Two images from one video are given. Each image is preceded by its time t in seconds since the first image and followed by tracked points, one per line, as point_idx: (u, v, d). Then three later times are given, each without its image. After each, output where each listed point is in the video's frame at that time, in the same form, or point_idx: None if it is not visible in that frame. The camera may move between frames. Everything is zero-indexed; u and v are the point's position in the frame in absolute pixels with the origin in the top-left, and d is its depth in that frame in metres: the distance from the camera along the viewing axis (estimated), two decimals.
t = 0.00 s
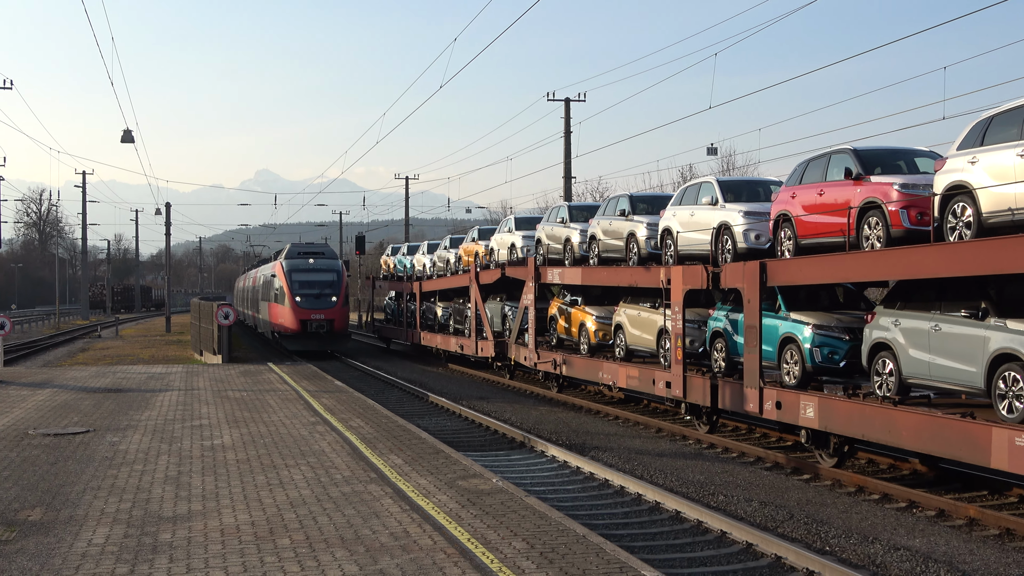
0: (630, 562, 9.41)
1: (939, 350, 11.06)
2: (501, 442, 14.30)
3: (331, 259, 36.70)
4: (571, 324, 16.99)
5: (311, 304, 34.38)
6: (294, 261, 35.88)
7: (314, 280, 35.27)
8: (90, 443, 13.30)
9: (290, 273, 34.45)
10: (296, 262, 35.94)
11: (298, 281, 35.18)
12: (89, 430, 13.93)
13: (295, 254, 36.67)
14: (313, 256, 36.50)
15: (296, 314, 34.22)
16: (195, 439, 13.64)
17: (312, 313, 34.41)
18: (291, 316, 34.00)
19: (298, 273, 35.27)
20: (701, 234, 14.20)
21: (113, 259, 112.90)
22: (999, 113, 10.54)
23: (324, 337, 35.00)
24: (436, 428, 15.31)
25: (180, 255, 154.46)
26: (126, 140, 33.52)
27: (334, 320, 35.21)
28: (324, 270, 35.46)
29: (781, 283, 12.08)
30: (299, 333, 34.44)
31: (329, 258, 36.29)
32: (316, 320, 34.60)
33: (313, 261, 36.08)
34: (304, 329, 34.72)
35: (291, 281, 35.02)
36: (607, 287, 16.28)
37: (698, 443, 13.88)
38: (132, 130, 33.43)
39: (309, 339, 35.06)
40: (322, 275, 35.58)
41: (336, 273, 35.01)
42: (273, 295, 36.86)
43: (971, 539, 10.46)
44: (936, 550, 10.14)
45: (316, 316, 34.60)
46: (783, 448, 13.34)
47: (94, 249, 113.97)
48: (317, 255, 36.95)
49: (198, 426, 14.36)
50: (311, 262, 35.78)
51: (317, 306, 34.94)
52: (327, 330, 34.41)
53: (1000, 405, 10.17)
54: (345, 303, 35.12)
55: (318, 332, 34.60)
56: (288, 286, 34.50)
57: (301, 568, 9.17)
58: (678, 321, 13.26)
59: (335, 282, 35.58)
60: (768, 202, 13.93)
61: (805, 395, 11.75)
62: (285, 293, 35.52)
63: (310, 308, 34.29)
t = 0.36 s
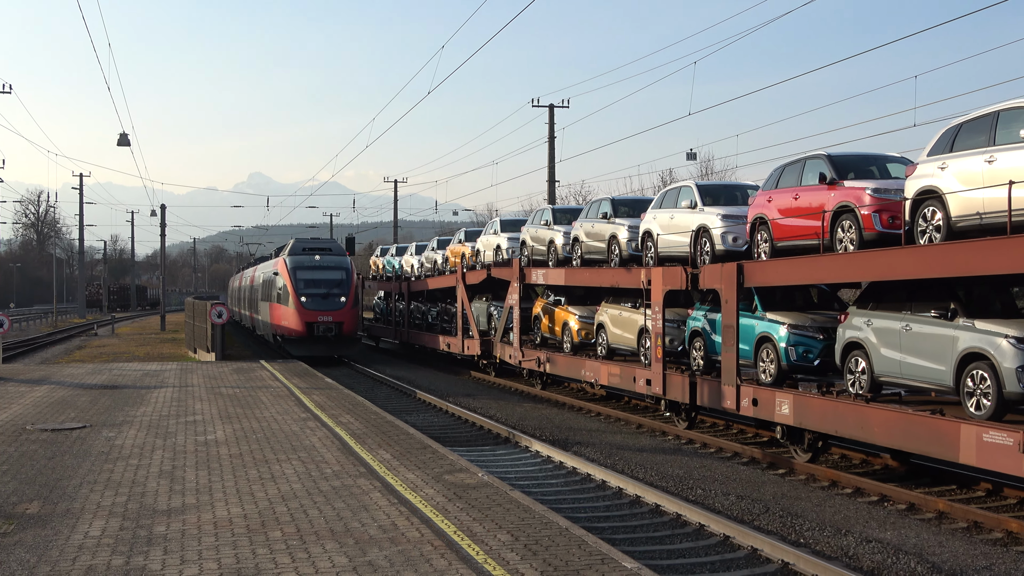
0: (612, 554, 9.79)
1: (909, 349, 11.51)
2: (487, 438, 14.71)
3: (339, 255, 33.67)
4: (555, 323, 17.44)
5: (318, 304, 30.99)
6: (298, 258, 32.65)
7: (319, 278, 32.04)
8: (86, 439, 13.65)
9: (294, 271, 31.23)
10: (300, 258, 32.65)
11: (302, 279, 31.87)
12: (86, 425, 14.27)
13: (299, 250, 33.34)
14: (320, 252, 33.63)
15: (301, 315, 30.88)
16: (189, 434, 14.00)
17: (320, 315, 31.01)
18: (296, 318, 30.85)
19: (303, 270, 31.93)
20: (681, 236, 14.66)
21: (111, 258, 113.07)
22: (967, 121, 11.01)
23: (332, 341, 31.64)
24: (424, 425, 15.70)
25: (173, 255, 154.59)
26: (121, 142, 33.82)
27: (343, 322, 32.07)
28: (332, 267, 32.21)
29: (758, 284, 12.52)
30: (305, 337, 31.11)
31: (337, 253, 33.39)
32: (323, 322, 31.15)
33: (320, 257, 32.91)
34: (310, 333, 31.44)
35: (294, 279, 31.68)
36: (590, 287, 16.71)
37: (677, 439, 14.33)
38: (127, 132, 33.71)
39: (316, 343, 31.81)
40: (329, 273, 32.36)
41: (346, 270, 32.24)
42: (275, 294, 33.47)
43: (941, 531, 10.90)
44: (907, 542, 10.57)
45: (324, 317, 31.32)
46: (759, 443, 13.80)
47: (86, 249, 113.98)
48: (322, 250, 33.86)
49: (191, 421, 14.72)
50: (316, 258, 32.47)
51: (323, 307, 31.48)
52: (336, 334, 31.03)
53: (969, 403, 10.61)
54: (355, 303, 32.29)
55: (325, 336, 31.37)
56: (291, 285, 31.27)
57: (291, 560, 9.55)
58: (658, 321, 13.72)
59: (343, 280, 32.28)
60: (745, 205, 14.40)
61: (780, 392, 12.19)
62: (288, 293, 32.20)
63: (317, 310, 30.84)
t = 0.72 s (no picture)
0: (592, 545, 10.17)
1: (879, 348, 11.97)
2: (473, 434, 15.13)
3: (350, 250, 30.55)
4: (539, 323, 17.89)
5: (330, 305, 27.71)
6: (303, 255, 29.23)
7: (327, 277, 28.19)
8: (82, 434, 14.01)
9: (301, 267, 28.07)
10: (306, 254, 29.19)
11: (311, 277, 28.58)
12: (81, 421, 14.63)
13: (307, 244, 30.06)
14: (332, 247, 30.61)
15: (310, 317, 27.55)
16: (182, 429, 14.38)
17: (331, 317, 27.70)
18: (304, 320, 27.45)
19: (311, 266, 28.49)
20: (660, 239, 15.14)
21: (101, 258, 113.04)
22: (936, 128, 11.49)
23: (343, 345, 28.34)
24: (412, 421, 16.11)
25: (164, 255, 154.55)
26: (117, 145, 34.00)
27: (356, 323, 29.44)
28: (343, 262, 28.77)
29: (735, 284, 12.97)
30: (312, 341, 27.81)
31: (347, 250, 29.61)
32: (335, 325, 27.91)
33: (328, 252, 29.46)
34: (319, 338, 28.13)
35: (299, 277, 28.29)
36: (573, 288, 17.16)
37: (657, 435, 14.80)
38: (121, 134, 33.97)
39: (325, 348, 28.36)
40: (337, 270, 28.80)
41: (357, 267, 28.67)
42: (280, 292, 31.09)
43: (910, 524, 11.36)
44: (877, 534, 11.01)
45: (334, 318, 28.06)
46: (735, 439, 14.28)
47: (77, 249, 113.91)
48: (330, 244, 30.36)
49: (184, 417, 15.09)
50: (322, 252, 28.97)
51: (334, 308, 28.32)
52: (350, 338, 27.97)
53: (938, 400, 11.05)
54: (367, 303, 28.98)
55: (336, 341, 28.02)
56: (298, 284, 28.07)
57: (282, 551, 9.95)
58: (639, 320, 14.18)
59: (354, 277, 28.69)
60: (722, 208, 14.89)
61: (755, 389, 12.64)
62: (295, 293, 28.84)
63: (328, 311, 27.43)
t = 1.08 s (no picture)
0: (566, 538, 10.57)
1: (843, 347, 12.47)
2: (451, 430, 15.58)
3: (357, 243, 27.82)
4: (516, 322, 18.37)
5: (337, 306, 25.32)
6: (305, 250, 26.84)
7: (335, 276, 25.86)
8: (70, 429, 14.36)
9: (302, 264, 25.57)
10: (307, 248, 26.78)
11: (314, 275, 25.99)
12: (68, 417, 14.98)
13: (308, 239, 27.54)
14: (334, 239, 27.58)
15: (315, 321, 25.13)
16: (168, 425, 14.75)
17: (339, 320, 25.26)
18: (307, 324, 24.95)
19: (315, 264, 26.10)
20: (632, 241, 15.65)
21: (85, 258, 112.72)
22: (898, 136, 12.00)
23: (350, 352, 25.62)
24: (392, 419, 16.54)
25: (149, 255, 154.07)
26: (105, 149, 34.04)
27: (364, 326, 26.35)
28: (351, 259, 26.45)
29: (705, 285, 13.44)
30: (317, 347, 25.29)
31: (353, 244, 27.20)
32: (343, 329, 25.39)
33: (332, 246, 27.08)
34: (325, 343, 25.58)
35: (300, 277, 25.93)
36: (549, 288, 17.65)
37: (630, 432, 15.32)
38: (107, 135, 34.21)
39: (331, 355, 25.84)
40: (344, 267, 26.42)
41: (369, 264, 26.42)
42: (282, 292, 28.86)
43: (871, 516, 11.86)
44: (839, 526, 11.50)
45: (341, 322, 25.41)
46: (704, 435, 14.82)
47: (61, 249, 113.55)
48: (335, 238, 27.85)
49: (170, 414, 15.46)
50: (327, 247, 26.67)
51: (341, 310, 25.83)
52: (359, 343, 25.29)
53: (899, 397, 11.53)
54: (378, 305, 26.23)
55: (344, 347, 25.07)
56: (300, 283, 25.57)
57: (264, 544, 10.35)
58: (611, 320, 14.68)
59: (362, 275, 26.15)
60: (691, 212, 15.42)
61: (723, 387, 13.13)
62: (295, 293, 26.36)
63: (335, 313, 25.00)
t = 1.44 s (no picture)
0: (535, 530, 10.95)
1: (802, 346, 13.00)
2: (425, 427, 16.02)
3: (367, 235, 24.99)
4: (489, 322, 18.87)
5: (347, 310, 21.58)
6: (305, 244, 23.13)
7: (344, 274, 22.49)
8: (52, 426, 14.68)
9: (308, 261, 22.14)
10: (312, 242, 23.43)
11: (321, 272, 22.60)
12: (49, 414, 15.28)
13: (311, 230, 24.47)
14: (342, 231, 24.81)
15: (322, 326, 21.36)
16: (148, 422, 15.09)
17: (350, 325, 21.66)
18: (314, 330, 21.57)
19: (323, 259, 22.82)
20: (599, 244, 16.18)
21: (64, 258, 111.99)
22: (854, 143, 12.54)
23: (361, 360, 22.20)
24: (368, 416, 16.95)
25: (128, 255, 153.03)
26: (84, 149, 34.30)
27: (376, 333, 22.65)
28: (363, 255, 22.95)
29: (671, 286, 13.95)
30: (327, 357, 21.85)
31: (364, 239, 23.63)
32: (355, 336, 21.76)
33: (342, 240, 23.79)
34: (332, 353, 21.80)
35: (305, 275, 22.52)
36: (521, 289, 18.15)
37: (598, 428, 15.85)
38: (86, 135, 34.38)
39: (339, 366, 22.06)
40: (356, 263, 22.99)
41: (380, 259, 23.17)
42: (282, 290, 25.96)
43: (828, 509, 12.38)
44: (798, 518, 11.99)
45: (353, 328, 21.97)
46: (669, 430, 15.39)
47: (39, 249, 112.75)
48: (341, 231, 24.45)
49: (150, 411, 15.79)
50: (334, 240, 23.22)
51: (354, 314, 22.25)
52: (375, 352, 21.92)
53: (855, 394, 12.06)
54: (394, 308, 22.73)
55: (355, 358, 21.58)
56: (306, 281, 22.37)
57: (242, 537, 10.73)
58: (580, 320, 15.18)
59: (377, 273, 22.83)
60: (657, 216, 15.96)
61: (688, 385, 13.64)
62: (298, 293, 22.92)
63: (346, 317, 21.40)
